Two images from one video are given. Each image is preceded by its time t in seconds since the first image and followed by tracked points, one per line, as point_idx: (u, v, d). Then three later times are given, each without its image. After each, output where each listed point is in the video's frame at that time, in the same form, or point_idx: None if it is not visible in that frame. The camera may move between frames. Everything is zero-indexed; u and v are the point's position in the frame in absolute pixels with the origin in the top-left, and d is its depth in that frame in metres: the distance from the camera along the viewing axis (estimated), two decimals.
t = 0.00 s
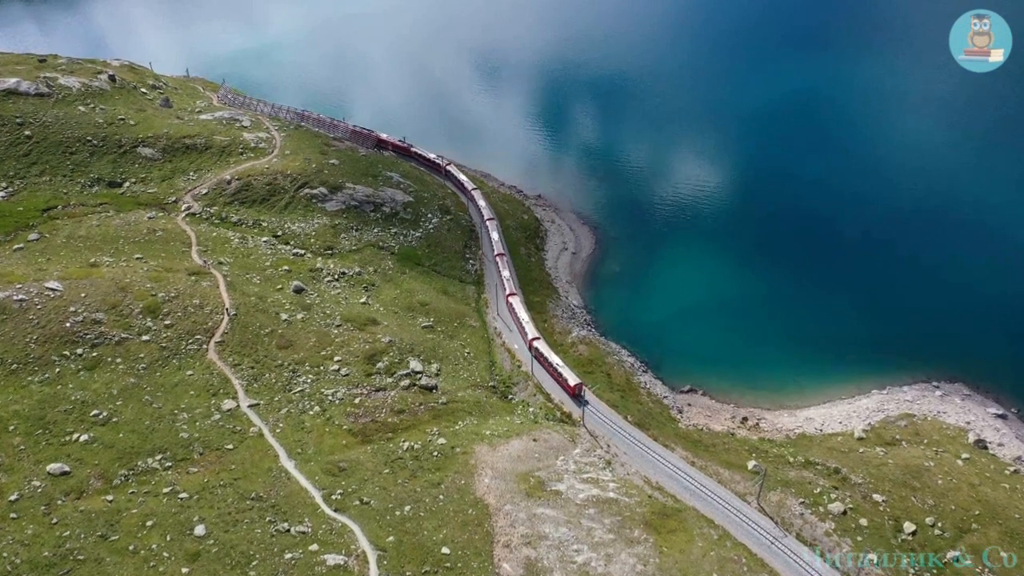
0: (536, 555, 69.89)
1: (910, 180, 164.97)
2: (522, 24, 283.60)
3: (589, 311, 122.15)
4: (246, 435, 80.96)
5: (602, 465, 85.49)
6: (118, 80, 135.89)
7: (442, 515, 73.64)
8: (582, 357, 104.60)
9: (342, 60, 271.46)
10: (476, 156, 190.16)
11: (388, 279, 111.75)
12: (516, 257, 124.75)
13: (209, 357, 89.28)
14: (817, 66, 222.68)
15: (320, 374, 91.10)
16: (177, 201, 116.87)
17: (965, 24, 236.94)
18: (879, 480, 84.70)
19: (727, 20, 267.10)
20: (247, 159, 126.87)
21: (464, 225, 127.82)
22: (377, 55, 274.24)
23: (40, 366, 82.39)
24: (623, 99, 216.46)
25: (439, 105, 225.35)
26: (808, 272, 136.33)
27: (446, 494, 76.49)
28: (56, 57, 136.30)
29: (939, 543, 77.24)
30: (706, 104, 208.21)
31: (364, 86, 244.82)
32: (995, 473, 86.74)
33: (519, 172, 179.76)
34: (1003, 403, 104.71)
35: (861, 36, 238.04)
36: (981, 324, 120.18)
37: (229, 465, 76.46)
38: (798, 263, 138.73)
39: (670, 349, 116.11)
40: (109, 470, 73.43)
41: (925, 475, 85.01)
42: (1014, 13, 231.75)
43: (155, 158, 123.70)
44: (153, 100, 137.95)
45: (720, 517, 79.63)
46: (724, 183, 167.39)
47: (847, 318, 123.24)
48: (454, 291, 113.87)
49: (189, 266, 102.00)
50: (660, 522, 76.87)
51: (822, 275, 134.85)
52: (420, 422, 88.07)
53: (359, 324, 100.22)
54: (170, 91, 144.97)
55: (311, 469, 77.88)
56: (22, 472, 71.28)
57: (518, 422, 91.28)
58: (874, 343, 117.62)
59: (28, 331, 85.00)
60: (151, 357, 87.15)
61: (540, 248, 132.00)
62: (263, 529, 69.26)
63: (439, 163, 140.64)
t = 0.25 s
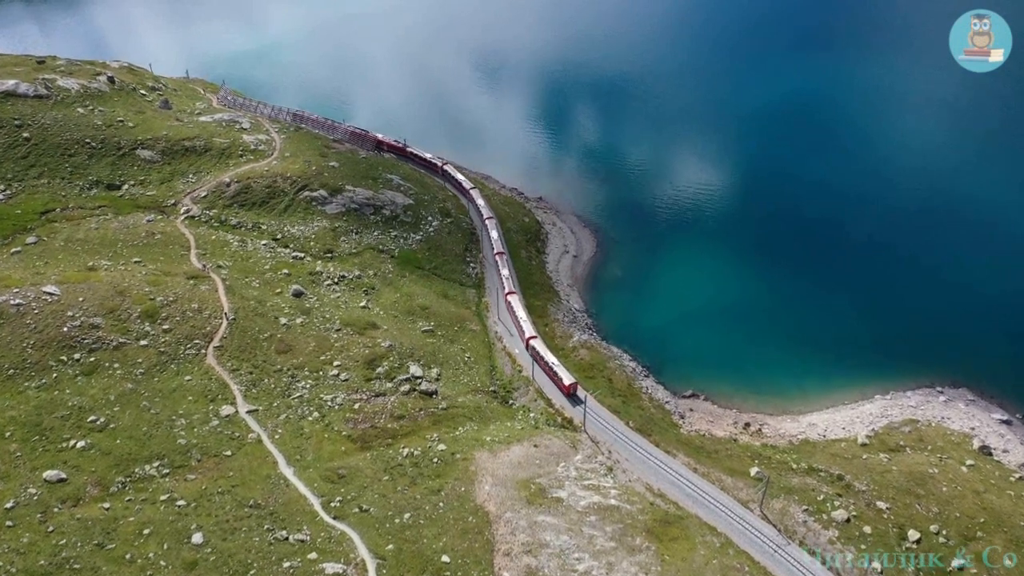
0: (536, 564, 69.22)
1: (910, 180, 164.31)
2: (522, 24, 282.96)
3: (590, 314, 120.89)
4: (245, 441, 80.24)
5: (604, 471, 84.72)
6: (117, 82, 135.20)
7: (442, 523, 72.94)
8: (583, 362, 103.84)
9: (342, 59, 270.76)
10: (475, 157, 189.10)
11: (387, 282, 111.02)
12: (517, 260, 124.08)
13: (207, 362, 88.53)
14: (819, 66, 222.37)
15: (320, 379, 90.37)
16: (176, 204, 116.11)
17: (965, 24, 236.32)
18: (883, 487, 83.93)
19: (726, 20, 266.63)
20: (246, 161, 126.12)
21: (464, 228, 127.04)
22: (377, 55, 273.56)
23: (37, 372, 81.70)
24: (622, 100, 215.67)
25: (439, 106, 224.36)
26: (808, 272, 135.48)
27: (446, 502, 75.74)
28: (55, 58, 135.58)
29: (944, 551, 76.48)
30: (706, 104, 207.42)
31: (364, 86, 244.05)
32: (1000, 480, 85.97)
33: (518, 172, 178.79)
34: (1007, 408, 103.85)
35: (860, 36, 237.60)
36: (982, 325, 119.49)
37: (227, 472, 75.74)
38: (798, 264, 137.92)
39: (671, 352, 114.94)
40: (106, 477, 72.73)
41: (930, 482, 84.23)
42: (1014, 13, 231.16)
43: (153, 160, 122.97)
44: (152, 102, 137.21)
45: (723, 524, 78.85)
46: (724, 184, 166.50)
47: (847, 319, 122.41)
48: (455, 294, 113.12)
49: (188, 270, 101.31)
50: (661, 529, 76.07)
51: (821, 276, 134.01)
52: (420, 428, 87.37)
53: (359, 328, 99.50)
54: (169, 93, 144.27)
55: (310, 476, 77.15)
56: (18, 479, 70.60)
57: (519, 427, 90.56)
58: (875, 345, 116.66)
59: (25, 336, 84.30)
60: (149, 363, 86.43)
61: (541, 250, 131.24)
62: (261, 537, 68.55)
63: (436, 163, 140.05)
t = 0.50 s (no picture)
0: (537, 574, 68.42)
1: (910, 180, 163.69)
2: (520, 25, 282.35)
3: (592, 319, 119.76)
4: (243, 449, 79.45)
5: (606, 479, 83.86)
6: (116, 84, 134.49)
7: (442, 532, 72.17)
8: (585, 368, 103.04)
9: (342, 60, 270.28)
10: (475, 159, 188.03)
11: (388, 286, 110.26)
12: (518, 263, 123.32)
13: (206, 368, 87.79)
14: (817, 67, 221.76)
15: (319, 386, 89.57)
16: (175, 207, 115.37)
17: (965, 24, 235.67)
18: (888, 495, 83.04)
19: (725, 20, 266.22)
20: (246, 164, 125.37)
21: (465, 232, 126.25)
22: (377, 56, 273.05)
23: (33, 378, 80.97)
24: (621, 100, 214.94)
25: (439, 107, 223.45)
26: (809, 273, 134.59)
27: (447, 510, 74.92)
28: (54, 60, 134.88)
29: (950, 560, 75.59)
30: (706, 105, 206.95)
31: (364, 87, 243.52)
32: (1006, 489, 85.06)
33: (518, 174, 177.87)
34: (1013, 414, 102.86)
35: (859, 36, 237.19)
36: (984, 326, 118.74)
37: (225, 480, 74.93)
38: (799, 265, 137.07)
39: (673, 356, 113.90)
40: (103, 485, 71.99)
41: (935, 490, 83.37)
42: (1014, 13, 230.53)
43: (153, 163, 122.24)
44: (152, 104, 136.48)
45: (726, 534, 77.98)
46: (724, 185, 165.61)
47: (849, 321, 121.47)
48: (456, 299, 112.30)
49: (187, 274, 100.59)
50: (664, 538, 75.14)
51: (822, 277, 133.14)
52: (420, 435, 86.60)
53: (359, 334, 98.73)
54: (169, 95, 143.57)
55: (309, 484, 76.33)
56: (14, 487, 69.86)
57: (520, 434, 89.72)
58: (877, 346, 115.76)
59: (22, 342, 83.60)
60: (147, 369, 85.72)
61: (542, 254, 130.44)
62: (259, 547, 67.79)
63: (433, 163, 139.82)
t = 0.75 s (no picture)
0: None
1: (909, 179, 163.17)
2: (520, 25, 281.71)
3: (594, 324, 118.63)
4: (241, 457, 78.51)
5: (608, 487, 82.91)
6: (115, 86, 133.60)
7: (442, 542, 71.26)
8: (587, 374, 102.10)
9: (343, 60, 269.51)
10: (474, 160, 186.90)
11: (388, 291, 109.33)
12: (519, 267, 122.41)
13: (204, 375, 86.90)
14: (818, 66, 220.97)
15: (318, 393, 88.61)
16: (174, 211, 114.50)
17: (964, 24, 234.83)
18: (894, 505, 82.02)
19: (725, 20, 265.70)
20: (245, 167, 124.47)
21: (466, 235, 125.35)
22: (377, 55, 272.28)
23: (29, 385, 80.12)
24: (619, 99, 214.14)
25: (439, 107, 222.32)
26: (809, 274, 133.67)
27: (447, 520, 73.96)
28: (53, 62, 134.06)
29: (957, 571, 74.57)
30: (705, 104, 206.34)
31: (365, 87, 242.76)
32: (1013, 498, 84.02)
33: (518, 175, 176.81)
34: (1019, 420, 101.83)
35: (859, 36, 236.54)
36: (985, 328, 118.34)
37: (223, 489, 74.00)
38: (798, 265, 136.21)
39: (674, 361, 112.87)
40: (99, 495, 71.11)
41: (942, 500, 82.39)
42: (1015, 13, 229.65)
43: (152, 166, 121.35)
44: (151, 107, 135.58)
45: (730, 544, 77.00)
46: (725, 184, 164.73)
47: (850, 324, 120.65)
48: (456, 304, 111.36)
49: (186, 279, 99.69)
50: (667, 548, 74.05)
51: (822, 278, 132.29)
52: (420, 442, 85.72)
53: (359, 339, 97.83)
54: (168, 97, 142.68)
55: (307, 493, 75.34)
56: (9, 497, 69.01)
57: (522, 441, 88.76)
58: (880, 350, 115.01)
59: (18, 348, 82.77)
60: (145, 376, 84.86)
61: (544, 257, 129.45)
62: (256, 558, 66.89)
63: (430, 164, 139.32)
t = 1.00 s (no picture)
0: None
1: (910, 180, 162.55)
2: (519, 25, 281.09)
3: (595, 329, 117.64)
4: (239, 467, 77.53)
5: (610, 497, 81.90)
6: (114, 89, 132.76)
7: (442, 554, 70.29)
8: (588, 382, 101.13)
9: (343, 61, 268.78)
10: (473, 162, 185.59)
11: (388, 297, 108.38)
12: (520, 272, 121.48)
13: (202, 383, 85.96)
14: (818, 67, 220.00)
15: (317, 401, 87.65)
16: (172, 216, 113.59)
17: (964, 24, 234.09)
18: (900, 515, 80.94)
19: (723, 21, 265.07)
20: (245, 171, 123.56)
21: (467, 240, 124.39)
22: (377, 56, 271.63)
23: (25, 394, 79.28)
24: (618, 100, 213.51)
25: (439, 108, 221.32)
26: (810, 276, 132.87)
27: (447, 531, 72.97)
28: (52, 66, 133.29)
29: None
30: (704, 104, 205.63)
31: (365, 87, 242.03)
32: (1021, 508, 82.89)
33: (518, 176, 175.83)
34: None
35: (859, 36, 235.76)
36: (986, 329, 117.74)
37: (220, 499, 73.02)
38: (799, 267, 135.41)
39: (677, 367, 111.92)
40: (94, 506, 70.23)
41: (948, 510, 81.35)
42: (1015, 13, 228.80)
43: (150, 170, 120.43)
44: (150, 110, 134.68)
45: (734, 556, 75.93)
46: (725, 186, 163.94)
47: (852, 327, 119.86)
48: (457, 309, 110.40)
49: (184, 285, 98.83)
50: (670, 560, 72.93)
51: (822, 280, 131.53)
52: (420, 451, 84.78)
53: (359, 346, 96.91)
54: (167, 100, 141.83)
55: (305, 504, 74.30)
56: (3, 508, 68.14)
57: (523, 450, 87.78)
58: (882, 354, 114.19)
59: (14, 356, 81.94)
60: (142, 384, 83.96)
61: (545, 262, 128.46)
62: (253, 570, 65.92)
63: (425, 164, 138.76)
